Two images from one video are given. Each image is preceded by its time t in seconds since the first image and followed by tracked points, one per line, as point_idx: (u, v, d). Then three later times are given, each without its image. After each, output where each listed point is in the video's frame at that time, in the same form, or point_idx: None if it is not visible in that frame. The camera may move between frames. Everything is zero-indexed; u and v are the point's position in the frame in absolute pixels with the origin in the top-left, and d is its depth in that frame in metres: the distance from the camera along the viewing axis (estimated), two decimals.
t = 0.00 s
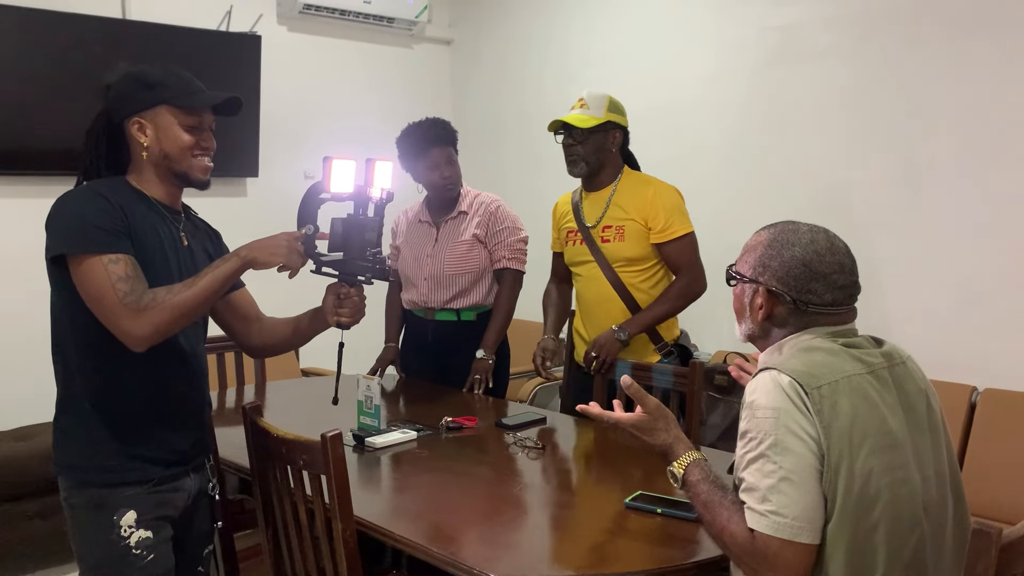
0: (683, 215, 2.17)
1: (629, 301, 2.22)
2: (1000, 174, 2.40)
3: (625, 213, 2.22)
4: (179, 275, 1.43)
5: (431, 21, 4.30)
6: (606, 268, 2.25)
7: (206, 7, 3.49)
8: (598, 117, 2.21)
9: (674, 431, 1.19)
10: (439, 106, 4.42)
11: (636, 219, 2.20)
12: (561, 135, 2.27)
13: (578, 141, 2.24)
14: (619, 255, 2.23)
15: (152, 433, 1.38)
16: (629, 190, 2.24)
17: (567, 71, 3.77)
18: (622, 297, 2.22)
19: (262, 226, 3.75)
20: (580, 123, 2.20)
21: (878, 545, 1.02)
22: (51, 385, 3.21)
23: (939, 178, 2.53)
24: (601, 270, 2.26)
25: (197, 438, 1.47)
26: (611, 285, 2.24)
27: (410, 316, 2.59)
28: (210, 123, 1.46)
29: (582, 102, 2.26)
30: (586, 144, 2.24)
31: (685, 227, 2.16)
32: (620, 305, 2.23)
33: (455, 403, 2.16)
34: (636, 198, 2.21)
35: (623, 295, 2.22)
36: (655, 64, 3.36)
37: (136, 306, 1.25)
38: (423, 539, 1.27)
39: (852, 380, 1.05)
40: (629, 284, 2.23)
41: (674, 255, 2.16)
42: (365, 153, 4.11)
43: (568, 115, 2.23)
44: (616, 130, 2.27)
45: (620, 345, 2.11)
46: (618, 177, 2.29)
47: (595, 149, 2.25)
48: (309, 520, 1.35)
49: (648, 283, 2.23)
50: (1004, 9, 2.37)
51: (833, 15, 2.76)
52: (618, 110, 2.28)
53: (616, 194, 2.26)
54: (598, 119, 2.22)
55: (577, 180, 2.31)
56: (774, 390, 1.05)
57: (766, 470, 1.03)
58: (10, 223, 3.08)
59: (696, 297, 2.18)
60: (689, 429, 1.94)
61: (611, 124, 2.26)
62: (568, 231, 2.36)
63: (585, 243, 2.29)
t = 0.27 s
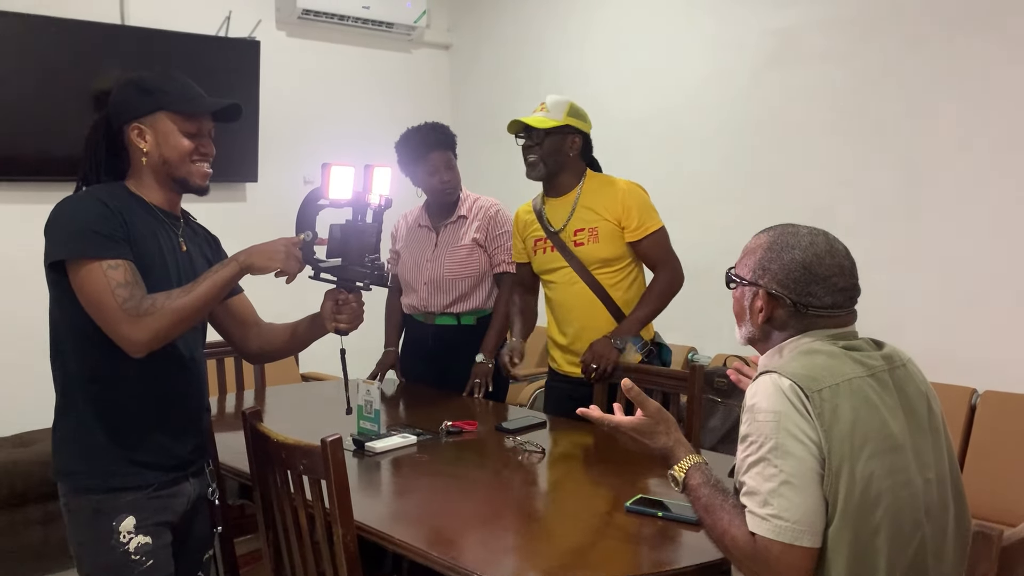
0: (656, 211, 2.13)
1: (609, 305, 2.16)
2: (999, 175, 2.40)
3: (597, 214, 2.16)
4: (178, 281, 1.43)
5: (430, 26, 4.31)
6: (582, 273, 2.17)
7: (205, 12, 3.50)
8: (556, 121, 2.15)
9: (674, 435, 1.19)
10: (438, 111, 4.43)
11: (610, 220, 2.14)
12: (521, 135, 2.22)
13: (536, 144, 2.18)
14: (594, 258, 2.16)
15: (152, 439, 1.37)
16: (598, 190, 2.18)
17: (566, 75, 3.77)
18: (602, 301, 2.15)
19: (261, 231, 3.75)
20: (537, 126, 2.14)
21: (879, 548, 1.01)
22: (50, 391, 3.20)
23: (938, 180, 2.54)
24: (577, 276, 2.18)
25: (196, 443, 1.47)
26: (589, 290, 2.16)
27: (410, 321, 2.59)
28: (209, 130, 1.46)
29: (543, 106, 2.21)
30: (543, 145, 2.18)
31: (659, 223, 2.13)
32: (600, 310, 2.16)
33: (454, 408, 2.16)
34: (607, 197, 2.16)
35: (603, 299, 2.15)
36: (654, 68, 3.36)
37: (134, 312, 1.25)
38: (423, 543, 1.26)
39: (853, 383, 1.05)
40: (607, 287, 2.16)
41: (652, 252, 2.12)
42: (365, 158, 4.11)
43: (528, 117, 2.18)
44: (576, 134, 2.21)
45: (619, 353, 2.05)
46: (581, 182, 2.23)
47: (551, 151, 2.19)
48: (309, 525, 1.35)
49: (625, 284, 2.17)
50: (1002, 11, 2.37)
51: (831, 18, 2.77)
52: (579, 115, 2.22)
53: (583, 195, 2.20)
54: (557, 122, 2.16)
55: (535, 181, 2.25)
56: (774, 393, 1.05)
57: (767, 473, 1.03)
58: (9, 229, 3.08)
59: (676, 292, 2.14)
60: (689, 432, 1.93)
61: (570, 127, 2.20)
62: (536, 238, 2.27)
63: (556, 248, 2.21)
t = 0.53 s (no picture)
0: (642, 212, 2.13)
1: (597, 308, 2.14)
2: (999, 177, 2.40)
3: (584, 217, 2.15)
4: (177, 285, 1.43)
5: (429, 29, 4.31)
6: (570, 276, 2.15)
7: (205, 17, 3.50)
8: (532, 125, 2.13)
9: (674, 438, 1.19)
10: (437, 114, 4.43)
11: (597, 223, 2.14)
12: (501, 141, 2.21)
13: (514, 149, 2.17)
14: (582, 261, 2.14)
15: (151, 444, 1.37)
16: (583, 192, 2.17)
17: (565, 78, 3.78)
18: (590, 305, 2.13)
19: (261, 235, 3.75)
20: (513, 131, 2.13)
21: (880, 550, 1.01)
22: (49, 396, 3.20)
23: (937, 181, 2.54)
24: (565, 279, 2.16)
25: (196, 447, 1.47)
26: (578, 294, 2.14)
27: (410, 325, 2.59)
28: (209, 134, 1.46)
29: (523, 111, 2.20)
30: (521, 150, 2.17)
31: (645, 224, 2.13)
32: (588, 313, 2.13)
33: (454, 411, 2.16)
34: (593, 200, 2.15)
35: (592, 302, 2.13)
36: (652, 71, 3.36)
37: (134, 315, 1.25)
38: (422, 547, 1.26)
39: (852, 385, 1.05)
40: (595, 290, 2.15)
41: (641, 253, 2.12)
42: (365, 161, 4.12)
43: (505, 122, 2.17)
44: (556, 137, 2.18)
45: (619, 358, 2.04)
46: (564, 186, 2.21)
47: (530, 156, 2.17)
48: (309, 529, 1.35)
49: (613, 286, 2.16)
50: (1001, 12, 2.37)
51: (830, 20, 2.77)
52: (559, 118, 2.19)
53: (568, 198, 2.19)
54: (533, 126, 2.14)
55: (518, 187, 2.23)
56: (774, 396, 1.05)
57: (766, 476, 1.03)
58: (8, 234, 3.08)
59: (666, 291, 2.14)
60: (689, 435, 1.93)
61: (549, 131, 2.17)
62: (522, 242, 2.25)
63: (543, 252, 2.19)
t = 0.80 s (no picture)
0: (645, 216, 2.13)
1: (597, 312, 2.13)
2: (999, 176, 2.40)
3: (587, 221, 2.14)
4: (178, 286, 1.43)
5: (428, 30, 4.32)
6: (572, 280, 2.14)
7: (204, 18, 3.51)
8: (539, 129, 2.10)
9: (673, 439, 1.19)
10: (436, 115, 4.43)
11: (601, 227, 2.13)
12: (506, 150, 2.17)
13: (522, 156, 2.14)
14: (584, 265, 2.14)
15: (153, 444, 1.37)
16: (587, 196, 2.16)
17: (564, 78, 3.78)
18: (591, 309, 2.12)
19: (260, 236, 3.76)
20: (521, 138, 2.09)
21: (880, 549, 1.01)
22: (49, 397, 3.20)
23: (936, 180, 2.54)
24: (566, 283, 2.15)
25: (197, 448, 1.47)
26: (579, 297, 2.13)
27: (410, 325, 2.59)
28: (211, 136, 1.46)
29: (520, 115, 2.15)
30: (530, 157, 2.14)
31: (649, 227, 2.13)
32: (588, 317, 2.13)
33: (454, 412, 2.16)
34: (597, 204, 2.14)
35: (592, 306, 2.13)
36: (651, 71, 3.37)
37: (137, 316, 1.25)
38: (422, 547, 1.26)
39: (850, 384, 1.05)
40: (596, 293, 2.15)
41: (646, 256, 2.12)
42: (364, 162, 4.12)
43: (509, 130, 2.13)
44: (559, 139, 2.17)
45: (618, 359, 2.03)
46: (569, 189, 2.20)
47: (539, 162, 2.15)
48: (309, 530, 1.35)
49: (614, 290, 2.16)
50: (1000, 12, 2.37)
51: (829, 20, 2.77)
52: (557, 118, 2.17)
53: (572, 201, 2.18)
54: (538, 130, 2.11)
55: (528, 195, 2.20)
56: (772, 396, 1.05)
57: (765, 476, 1.03)
58: (8, 235, 3.08)
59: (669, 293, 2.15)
60: (689, 434, 1.93)
61: (551, 133, 2.15)
62: (523, 243, 2.24)
63: (546, 254, 2.18)
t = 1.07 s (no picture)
0: (627, 209, 2.14)
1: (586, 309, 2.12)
2: (999, 173, 2.40)
3: (571, 219, 2.13)
4: (178, 284, 1.42)
5: (427, 27, 4.31)
6: (559, 280, 2.12)
7: (202, 15, 3.50)
8: (516, 128, 2.08)
9: (672, 436, 1.19)
10: (436, 111, 4.42)
11: (585, 225, 2.12)
12: (482, 151, 2.14)
13: (500, 156, 2.11)
14: (570, 263, 2.12)
15: (153, 441, 1.37)
16: (567, 193, 2.15)
17: (564, 75, 3.77)
18: (580, 307, 2.10)
19: (259, 234, 3.75)
20: (500, 138, 2.07)
21: (879, 546, 1.01)
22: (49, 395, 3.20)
23: (936, 177, 2.53)
24: (553, 283, 2.13)
25: (197, 445, 1.47)
26: (567, 296, 2.11)
27: (409, 322, 2.59)
28: (212, 133, 1.46)
29: (497, 114, 2.13)
30: (509, 157, 2.12)
31: (631, 219, 2.14)
32: (577, 316, 2.11)
33: (453, 409, 2.16)
34: (579, 200, 2.13)
35: (581, 304, 2.11)
36: (650, 68, 3.36)
37: (138, 313, 1.25)
38: (422, 545, 1.26)
39: (850, 382, 1.05)
40: (584, 291, 2.13)
41: (630, 249, 2.14)
42: (363, 159, 4.11)
43: (485, 130, 2.11)
44: (534, 138, 2.16)
45: (618, 354, 2.04)
46: (547, 187, 2.18)
47: (518, 161, 2.13)
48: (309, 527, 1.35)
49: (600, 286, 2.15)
50: (1000, 8, 2.37)
51: (828, 17, 2.77)
52: (532, 117, 2.16)
53: (551, 200, 2.16)
54: (516, 129, 2.09)
55: (506, 195, 2.18)
56: (771, 393, 1.05)
57: (765, 473, 1.03)
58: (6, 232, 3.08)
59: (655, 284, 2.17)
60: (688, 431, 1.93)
61: (528, 132, 2.14)
62: (505, 246, 2.21)
63: (530, 256, 2.15)
